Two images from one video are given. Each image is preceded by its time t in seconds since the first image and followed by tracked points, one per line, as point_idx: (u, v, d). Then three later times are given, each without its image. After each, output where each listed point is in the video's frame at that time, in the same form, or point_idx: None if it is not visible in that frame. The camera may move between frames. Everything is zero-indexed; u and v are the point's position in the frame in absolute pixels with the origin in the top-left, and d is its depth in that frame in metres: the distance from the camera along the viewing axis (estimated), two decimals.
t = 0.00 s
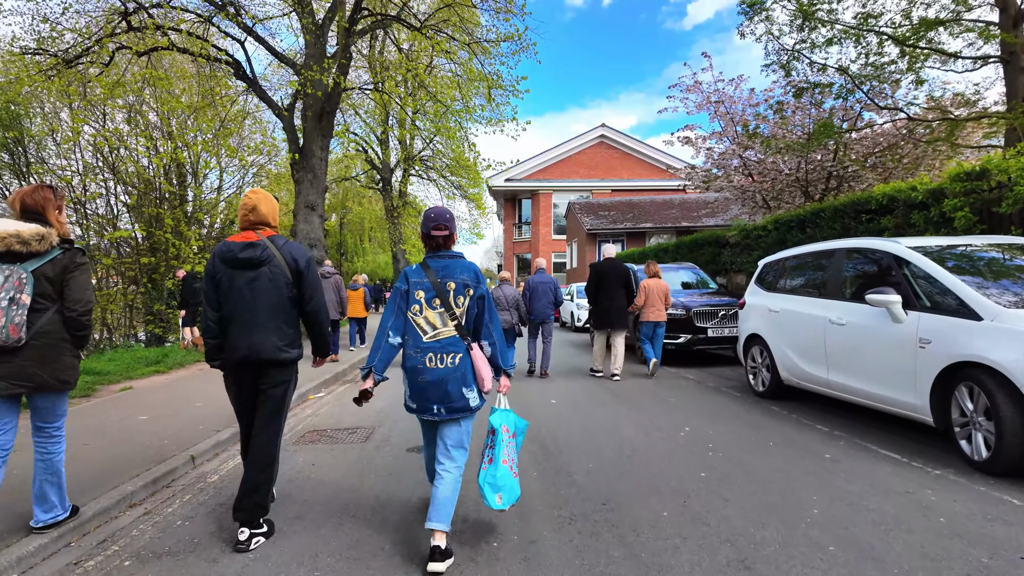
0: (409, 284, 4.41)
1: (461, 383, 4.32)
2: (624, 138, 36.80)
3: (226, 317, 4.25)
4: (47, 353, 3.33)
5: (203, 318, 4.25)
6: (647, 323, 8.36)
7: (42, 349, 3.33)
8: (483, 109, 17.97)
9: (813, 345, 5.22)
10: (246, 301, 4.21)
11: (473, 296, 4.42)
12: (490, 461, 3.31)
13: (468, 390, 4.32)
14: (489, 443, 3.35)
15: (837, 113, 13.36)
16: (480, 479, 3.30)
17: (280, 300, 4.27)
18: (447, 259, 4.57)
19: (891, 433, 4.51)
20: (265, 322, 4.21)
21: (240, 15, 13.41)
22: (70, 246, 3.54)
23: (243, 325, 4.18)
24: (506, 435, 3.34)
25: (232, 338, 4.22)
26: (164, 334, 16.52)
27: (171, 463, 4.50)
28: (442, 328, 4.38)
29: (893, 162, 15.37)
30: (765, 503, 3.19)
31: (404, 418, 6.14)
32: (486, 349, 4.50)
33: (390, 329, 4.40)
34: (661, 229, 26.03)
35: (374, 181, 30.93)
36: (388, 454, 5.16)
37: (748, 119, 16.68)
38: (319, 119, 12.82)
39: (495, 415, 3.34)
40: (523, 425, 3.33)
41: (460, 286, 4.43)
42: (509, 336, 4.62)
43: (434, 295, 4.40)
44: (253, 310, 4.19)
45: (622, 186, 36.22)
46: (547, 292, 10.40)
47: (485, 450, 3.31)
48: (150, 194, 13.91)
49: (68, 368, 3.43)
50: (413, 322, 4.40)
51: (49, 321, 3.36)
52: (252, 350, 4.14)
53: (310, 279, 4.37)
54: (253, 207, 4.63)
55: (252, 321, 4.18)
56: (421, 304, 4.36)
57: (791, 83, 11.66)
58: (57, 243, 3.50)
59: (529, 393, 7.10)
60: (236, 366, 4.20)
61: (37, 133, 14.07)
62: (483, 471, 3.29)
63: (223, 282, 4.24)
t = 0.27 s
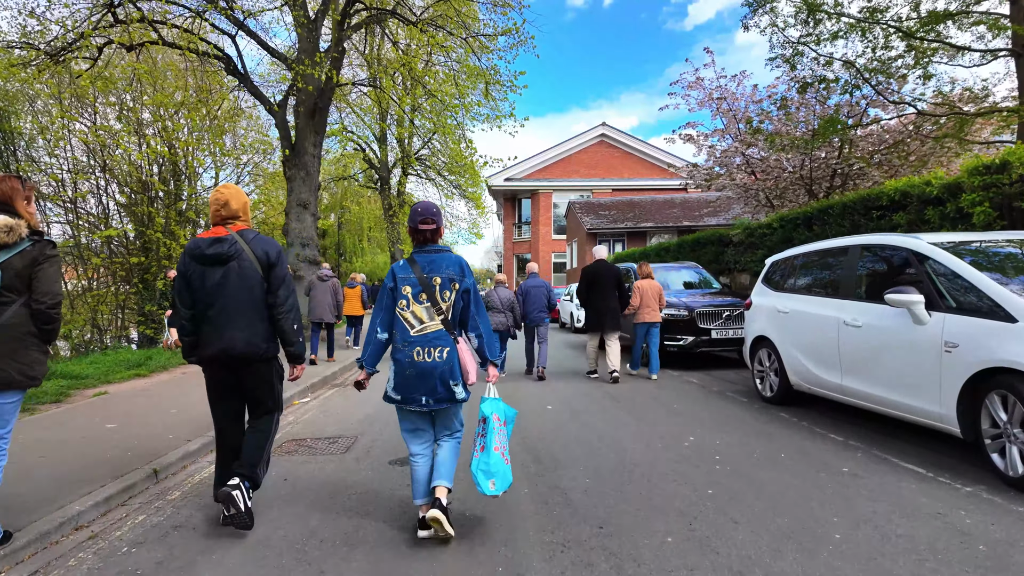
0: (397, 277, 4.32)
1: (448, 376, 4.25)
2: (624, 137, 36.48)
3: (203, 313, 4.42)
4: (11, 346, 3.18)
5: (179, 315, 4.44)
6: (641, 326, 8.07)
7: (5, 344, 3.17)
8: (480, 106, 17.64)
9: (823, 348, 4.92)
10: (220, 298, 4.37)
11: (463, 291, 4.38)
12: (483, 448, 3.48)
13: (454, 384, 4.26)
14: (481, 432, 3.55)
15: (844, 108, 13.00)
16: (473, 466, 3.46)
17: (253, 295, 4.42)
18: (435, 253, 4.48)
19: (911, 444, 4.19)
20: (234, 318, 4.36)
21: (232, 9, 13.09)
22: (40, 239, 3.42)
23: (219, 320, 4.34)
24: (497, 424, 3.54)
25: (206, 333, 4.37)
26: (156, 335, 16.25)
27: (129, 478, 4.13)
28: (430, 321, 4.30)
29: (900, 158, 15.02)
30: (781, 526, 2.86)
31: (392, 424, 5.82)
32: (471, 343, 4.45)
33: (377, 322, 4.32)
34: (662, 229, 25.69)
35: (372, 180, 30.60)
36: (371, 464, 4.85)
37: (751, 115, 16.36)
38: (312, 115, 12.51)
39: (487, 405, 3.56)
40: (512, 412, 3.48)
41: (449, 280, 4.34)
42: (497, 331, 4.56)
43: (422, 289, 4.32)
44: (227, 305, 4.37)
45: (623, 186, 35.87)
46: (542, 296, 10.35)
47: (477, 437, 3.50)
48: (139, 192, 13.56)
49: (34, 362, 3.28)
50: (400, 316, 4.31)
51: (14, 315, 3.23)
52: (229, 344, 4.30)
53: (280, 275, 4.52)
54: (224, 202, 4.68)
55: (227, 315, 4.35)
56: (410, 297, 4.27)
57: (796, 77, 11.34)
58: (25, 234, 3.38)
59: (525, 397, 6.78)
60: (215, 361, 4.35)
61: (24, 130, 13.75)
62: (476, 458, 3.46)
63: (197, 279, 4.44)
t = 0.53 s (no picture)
0: (379, 288, 4.13)
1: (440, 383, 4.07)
2: (624, 135, 36.17)
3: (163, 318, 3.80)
4: None
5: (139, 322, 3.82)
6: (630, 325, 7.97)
7: None
8: (477, 104, 17.35)
9: (835, 353, 4.59)
10: (180, 301, 3.76)
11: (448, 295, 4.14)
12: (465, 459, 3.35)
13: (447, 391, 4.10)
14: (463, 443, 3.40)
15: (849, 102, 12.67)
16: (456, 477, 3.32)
17: (218, 300, 3.81)
18: (418, 259, 4.26)
19: (933, 459, 3.85)
20: (201, 324, 3.75)
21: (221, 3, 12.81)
22: None
23: (179, 327, 3.74)
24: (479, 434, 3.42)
25: (168, 342, 3.77)
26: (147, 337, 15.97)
27: (75, 499, 3.81)
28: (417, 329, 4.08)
29: (907, 155, 14.65)
30: (799, 561, 2.52)
31: (374, 434, 5.46)
32: (460, 349, 4.25)
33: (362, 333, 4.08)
34: (663, 228, 25.34)
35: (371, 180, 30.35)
36: (349, 477, 4.51)
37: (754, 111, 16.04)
38: (303, 112, 12.22)
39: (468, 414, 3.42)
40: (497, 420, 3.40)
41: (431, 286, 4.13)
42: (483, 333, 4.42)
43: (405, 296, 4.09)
44: (188, 309, 3.76)
45: (624, 185, 35.54)
46: (532, 294, 10.64)
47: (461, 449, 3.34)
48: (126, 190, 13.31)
49: None
50: (386, 325, 4.06)
51: None
52: (188, 354, 3.70)
53: (251, 278, 3.92)
54: (200, 205, 4.40)
55: (188, 322, 3.74)
56: (394, 305, 4.04)
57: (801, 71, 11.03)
58: None
59: (518, 403, 6.44)
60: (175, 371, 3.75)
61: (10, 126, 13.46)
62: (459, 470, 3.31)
63: (158, 280, 3.81)
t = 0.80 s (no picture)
0: (375, 275, 4.41)
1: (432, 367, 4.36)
2: (626, 134, 35.83)
3: (152, 312, 3.81)
4: None
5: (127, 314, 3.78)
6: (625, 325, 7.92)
7: None
8: (476, 100, 17.04)
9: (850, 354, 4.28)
10: (173, 296, 3.79)
11: (441, 282, 4.42)
12: (455, 439, 3.57)
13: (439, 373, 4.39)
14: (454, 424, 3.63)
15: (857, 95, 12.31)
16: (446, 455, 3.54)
17: (210, 298, 3.85)
18: (411, 250, 4.56)
19: (963, 472, 3.52)
20: (196, 321, 3.79)
21: None
22: None
23: (169, 322, 3.76)
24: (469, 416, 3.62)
25: (159, 336, 3.78)
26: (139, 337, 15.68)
27: (16, 516, 3.40)
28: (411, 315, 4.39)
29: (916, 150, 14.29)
30: None
31: (359, 440, 5.15)
32: (453, 334, 4.54)
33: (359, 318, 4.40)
34: (666, 227, 24.98)
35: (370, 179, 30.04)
36: (330, 486, 4.21)
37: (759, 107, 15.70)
38: (297, 107, 11.93)
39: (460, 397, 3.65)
40: (490, 405, 3.60)
41: (423, 275, 4.42)
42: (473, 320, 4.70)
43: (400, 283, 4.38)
44: (180, 305, 3.79)
45: (626, 184, 35.21)
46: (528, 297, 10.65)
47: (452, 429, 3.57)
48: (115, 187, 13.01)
49: None
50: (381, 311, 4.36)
51: None
52: (179, 348, 3.74)
53: (245, 278, 3.99)
54: (197, 206, 4.57)
55: (180, 318, 3.77)
56: (389, 292, 4.35)
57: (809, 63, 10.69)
58: None
59: (513, 406, 6.12)
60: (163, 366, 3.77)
61: None
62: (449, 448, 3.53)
63: (150, 275, 3.82)
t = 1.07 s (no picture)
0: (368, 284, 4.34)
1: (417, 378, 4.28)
2: (627, 132, 35.51)
3: (132, 308, 3.64)
4: None
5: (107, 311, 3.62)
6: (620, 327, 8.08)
7: None
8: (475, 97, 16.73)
9: (870, 358, 3.96)
10: (156, 290, 3.65)
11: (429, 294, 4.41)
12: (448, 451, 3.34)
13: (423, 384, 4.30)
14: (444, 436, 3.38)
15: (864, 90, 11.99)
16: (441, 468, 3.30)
17: (197, 292, 3.72)
18: (402, 260, 4.51)
19: (1001, 491, 3.20)
20: (180, 316, 3.64)
21: None
22: None
23: (153, 317, 3.62)
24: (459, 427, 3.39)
25: (141, 332, 3.61)
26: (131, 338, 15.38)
27: None
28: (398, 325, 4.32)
29: (924, 147, 13.96)
30: None
31: (344, 450, 4.85)
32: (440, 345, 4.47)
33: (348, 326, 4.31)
34: (668, 226, 24.66)
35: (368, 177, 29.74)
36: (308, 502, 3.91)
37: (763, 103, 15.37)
38: (290, 102, 11.63)
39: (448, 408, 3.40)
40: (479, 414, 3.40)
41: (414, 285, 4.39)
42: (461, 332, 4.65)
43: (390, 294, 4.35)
44: (165, 299, 3.65)
45: (626, 183, 34.91)
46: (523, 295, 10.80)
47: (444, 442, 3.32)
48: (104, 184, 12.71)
49: None
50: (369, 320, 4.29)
51: None
52: (163, 344, 3.58)
53: (232, 271, 3.86)
54: (171, 192, 4.03)
55: (165, 313, 3.63)
56: (379, 303, 4.31)
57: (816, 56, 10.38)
58: None
59: (508, 410, 5.81)
60: (145, 363, 3.62)
61: None
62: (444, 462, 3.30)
63: (130, 271, 3.66)
